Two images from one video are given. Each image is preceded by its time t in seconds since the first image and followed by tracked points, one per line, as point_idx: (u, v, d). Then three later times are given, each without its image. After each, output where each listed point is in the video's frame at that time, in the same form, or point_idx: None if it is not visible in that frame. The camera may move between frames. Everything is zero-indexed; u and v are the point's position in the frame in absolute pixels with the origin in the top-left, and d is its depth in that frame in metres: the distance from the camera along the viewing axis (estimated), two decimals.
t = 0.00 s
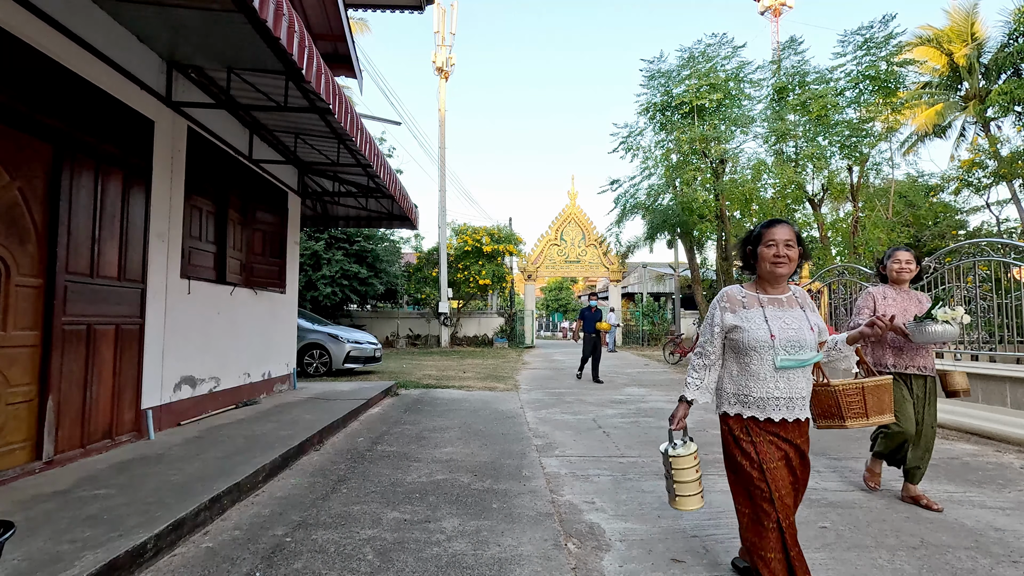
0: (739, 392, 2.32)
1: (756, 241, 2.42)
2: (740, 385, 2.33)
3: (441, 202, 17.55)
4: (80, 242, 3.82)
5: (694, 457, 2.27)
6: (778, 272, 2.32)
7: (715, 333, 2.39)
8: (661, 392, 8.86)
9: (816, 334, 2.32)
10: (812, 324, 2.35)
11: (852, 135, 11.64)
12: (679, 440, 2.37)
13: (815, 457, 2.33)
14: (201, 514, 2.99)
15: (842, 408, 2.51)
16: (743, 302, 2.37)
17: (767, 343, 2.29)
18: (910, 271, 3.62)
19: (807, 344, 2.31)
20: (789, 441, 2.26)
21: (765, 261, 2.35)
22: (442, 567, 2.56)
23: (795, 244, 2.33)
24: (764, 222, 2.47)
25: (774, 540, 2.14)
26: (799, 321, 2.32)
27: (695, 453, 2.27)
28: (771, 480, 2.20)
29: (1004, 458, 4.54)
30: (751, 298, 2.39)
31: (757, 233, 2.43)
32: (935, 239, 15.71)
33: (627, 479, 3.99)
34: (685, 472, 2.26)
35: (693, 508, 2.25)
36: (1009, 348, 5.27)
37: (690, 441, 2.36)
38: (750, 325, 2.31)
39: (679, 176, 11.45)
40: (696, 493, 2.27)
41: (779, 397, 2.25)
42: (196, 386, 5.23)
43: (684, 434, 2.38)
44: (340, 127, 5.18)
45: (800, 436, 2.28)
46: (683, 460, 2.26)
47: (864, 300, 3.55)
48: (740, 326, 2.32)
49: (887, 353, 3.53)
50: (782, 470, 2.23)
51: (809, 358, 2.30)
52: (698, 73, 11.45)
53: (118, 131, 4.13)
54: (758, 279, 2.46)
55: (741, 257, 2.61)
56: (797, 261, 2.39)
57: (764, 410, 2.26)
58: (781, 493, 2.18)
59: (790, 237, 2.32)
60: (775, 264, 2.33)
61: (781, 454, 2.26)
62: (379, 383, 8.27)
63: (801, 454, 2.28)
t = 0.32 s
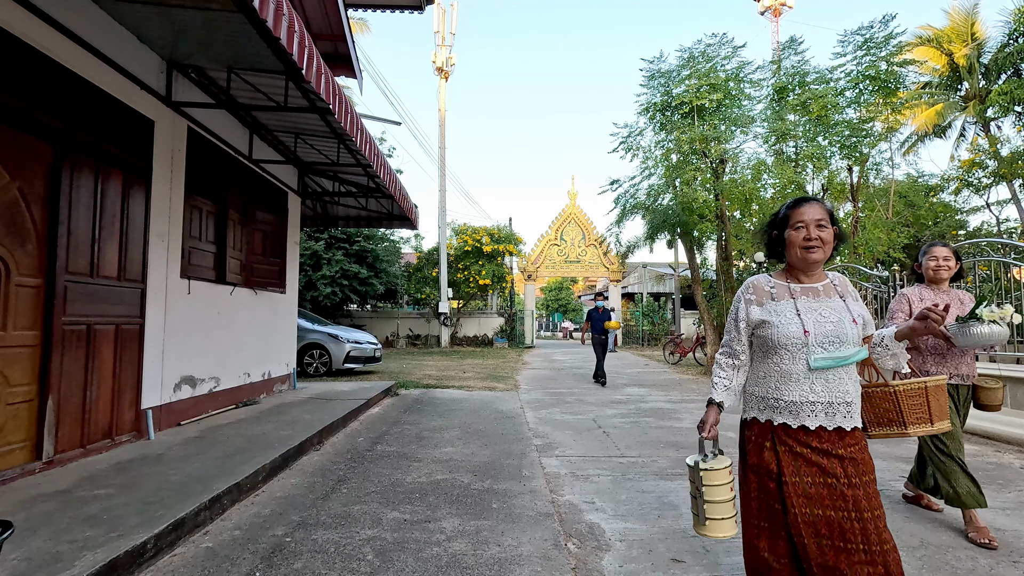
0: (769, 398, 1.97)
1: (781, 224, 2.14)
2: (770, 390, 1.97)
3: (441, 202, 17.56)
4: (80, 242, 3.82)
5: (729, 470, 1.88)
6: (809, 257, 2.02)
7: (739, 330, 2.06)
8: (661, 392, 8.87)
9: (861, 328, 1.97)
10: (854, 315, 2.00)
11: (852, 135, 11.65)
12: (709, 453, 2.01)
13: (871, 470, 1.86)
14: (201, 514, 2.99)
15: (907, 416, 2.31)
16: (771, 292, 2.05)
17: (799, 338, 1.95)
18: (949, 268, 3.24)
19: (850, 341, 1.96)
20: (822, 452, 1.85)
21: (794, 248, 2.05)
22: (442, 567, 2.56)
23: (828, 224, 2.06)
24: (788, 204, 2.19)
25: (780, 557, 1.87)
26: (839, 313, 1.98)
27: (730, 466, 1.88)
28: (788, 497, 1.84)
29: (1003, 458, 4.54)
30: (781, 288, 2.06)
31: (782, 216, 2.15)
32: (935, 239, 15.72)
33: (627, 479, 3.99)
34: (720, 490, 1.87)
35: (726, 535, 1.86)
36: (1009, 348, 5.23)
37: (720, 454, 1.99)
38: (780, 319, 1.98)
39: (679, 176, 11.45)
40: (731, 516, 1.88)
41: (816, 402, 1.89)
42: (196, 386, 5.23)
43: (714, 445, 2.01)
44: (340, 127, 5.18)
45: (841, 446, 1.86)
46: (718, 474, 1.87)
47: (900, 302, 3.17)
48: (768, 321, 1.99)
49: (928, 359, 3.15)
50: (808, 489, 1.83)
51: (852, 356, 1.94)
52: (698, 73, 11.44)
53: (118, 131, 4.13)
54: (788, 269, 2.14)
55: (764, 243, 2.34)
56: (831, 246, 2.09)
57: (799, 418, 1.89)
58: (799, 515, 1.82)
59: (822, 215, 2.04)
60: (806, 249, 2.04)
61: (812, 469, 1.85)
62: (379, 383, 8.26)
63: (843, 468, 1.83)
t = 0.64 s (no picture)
0: (815, 412, 1.81)
1: (845, 216, 1.89)
2: (817, 404, 1.81)
3: (441, 202, 17.56)
4: (80, 242, 3.82)
5: (777, 461, 1.70)
6: (879, 258, 1.77)
7: (784, 334, 1.89)
8: (661, 392, 8.89)
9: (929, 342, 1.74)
10: (924, 325, 1.76)
11: (852, 135, 11.65)
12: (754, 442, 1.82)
13: (943, 505, 1.67)
14: (201, 514, 2.99)
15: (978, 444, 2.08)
16: (825, 293, 1.86)
17: (853, 351, 1.75)
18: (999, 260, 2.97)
19: (914, 356, 1.74)
20: (885, 482, 1.67)
21: (859, 248, 1.81)
22: (442, 567, 2.56)
23: (904, 217, 1.78)
24: (855, 187, 1.92)
25: None
26: (905, 325, 1.75)
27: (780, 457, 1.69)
28: (847, 532, 1.65)
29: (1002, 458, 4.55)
30: (837, 290, 1.85)
31: (849, 204, 1.87)
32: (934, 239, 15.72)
33: (627, 479, 3.99)
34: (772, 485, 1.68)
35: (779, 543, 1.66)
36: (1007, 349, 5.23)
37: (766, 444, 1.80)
38: (831, 326, 1.79)
39: (679, 176, 11.44)
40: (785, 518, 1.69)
41: (869, 426, 1.71)
42: (197, 386, 5.23)
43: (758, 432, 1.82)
44: (340, 127, 5.18)
45: (906, 475, 1.67)
46: (766, 466, 1.68)
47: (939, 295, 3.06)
48: (817, 327, 1.81)
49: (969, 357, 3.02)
50: (872, 520, 1.64)
51: (916, 375, 1.73)
52: (698, 73, 11.45)
53: (118, 131, 4.13)
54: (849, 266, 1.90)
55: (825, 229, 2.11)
56: (904, 245, 1.81)
57: (848, 441, 1.73)
58: (861, 548, 1.63)
59: (896, 208, 1.78)
60: (875, 248, 1.78)
61: (874, 501, 1.66)
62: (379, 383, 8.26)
63: (910, 500, 1.65)
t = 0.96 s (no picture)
0: (848, 435, 1.57)
1: (889, 211, 1.57)
2: (851, 424, 1.56)
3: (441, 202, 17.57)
4: (80, 241, 3.82)
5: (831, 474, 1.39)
6: (936, 262, 1.46)
7: (813, 342, 1.63)
8: (661, 392, 8.91)
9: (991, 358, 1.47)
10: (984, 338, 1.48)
11: (851, 135, 11.64)
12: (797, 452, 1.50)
13: (997, 540, 1.46)
14: (201, 514, 2.99)
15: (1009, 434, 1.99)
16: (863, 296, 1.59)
17: (896, 367, 1.49)
18: None
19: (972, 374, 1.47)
20: (937, 514, 1.44)
21: (908, 250, 1.50)
22: (442, 567, 2.56)
23: (963, 212, 1.47)
24: (904, 173, 1.59)
25: None
26: (960, 337, 1.48)
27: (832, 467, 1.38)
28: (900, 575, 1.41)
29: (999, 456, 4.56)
30: (876, 295, 1.58)
31: (893, 196, 1.56)
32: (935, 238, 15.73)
33: (627, 479, 3.99)
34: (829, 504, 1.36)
35: None
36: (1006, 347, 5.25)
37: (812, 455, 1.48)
38: (870, 338, 1.53)
39: (679, 176, 11.45)
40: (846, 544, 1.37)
41: (914, 455, 1.46)
42: (196, 386, 5.23)
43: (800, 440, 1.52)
44: (340, 127, 5.18)
45: (961, 507, 1.44)
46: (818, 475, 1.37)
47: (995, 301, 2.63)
48: (852, 338, 1.55)
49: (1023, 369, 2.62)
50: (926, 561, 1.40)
51: (973, 399, 1.46)
52: (698, 73, 11.45)
53: (117, 131, 4.13)
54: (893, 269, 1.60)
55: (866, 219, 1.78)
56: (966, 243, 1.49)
57: (889, 469, 1.48)
58: None
59: (954, 200, 1.47)
60: (929, 249, 1.47)
61: (927, 536, 1.42)
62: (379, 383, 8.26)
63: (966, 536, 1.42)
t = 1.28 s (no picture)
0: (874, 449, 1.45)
1: (928, 191, 1.34)
2: (877, 438, 1.44)
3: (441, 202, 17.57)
4: (80, 241, 3.82)
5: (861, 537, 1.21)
6: (979, 254, 1.21)
7: (835, 344, 1.47)
8: (661, 392, 8.91)
9: None
10: None
11: (851, 135, 11.63)
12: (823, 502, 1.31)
13: None
14: (201, 514, 2.98)
15: None
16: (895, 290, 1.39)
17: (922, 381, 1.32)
18: None
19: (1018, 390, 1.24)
20: (961, 544, 1.35)
21: (948, 238, 1.25)
22: (442, 567, 2.56)
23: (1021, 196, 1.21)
24: (948, 148, 1.35)
25: None
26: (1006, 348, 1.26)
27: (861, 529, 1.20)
28: None
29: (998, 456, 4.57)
30: (907, 294, 1.37)
31: (936, 175, 1.32)
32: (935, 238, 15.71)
33: (627, 479, 3.99)
34: (858, 570, 1.18)
35: None
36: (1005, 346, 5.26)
37: (838, 510, 1.29)
38: (893, 345, 1.36)
39: (679, 176, 11.45)
40: None
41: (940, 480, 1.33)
42: (196, 386, 5.23)
43: (827, 488, 1.34)
44: (340, 127, 5.18)
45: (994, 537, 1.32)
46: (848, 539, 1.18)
47: None
48: (872, 344, 1.39)
49: None
50: None
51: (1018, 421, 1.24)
52: (698, 73, 11.44)
53: (118, 131, 4.13)
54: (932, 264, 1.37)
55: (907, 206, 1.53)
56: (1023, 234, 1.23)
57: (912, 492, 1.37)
58: None
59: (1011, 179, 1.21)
60: (973, 237, 1.22)
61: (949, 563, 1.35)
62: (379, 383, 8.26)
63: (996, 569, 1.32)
